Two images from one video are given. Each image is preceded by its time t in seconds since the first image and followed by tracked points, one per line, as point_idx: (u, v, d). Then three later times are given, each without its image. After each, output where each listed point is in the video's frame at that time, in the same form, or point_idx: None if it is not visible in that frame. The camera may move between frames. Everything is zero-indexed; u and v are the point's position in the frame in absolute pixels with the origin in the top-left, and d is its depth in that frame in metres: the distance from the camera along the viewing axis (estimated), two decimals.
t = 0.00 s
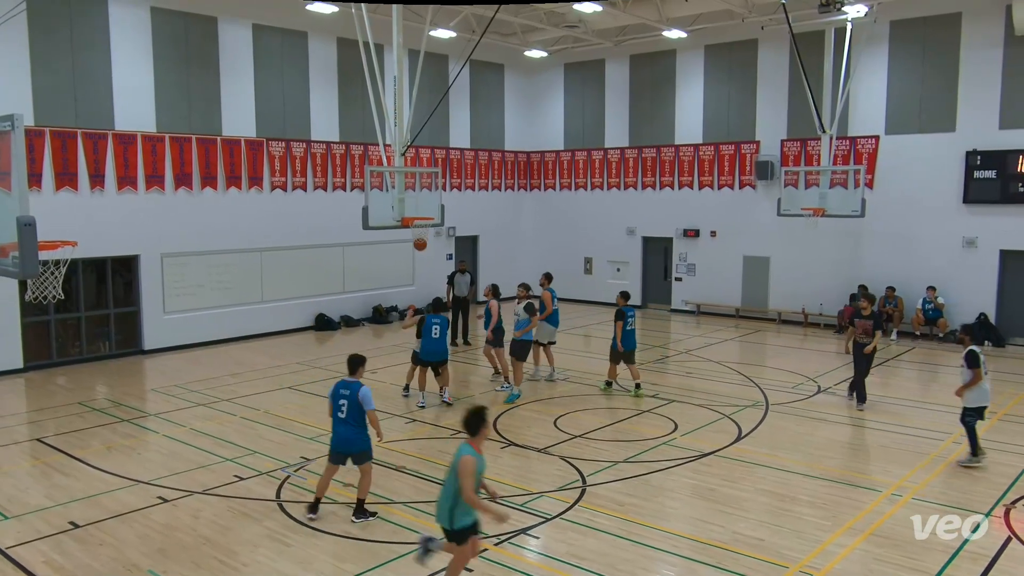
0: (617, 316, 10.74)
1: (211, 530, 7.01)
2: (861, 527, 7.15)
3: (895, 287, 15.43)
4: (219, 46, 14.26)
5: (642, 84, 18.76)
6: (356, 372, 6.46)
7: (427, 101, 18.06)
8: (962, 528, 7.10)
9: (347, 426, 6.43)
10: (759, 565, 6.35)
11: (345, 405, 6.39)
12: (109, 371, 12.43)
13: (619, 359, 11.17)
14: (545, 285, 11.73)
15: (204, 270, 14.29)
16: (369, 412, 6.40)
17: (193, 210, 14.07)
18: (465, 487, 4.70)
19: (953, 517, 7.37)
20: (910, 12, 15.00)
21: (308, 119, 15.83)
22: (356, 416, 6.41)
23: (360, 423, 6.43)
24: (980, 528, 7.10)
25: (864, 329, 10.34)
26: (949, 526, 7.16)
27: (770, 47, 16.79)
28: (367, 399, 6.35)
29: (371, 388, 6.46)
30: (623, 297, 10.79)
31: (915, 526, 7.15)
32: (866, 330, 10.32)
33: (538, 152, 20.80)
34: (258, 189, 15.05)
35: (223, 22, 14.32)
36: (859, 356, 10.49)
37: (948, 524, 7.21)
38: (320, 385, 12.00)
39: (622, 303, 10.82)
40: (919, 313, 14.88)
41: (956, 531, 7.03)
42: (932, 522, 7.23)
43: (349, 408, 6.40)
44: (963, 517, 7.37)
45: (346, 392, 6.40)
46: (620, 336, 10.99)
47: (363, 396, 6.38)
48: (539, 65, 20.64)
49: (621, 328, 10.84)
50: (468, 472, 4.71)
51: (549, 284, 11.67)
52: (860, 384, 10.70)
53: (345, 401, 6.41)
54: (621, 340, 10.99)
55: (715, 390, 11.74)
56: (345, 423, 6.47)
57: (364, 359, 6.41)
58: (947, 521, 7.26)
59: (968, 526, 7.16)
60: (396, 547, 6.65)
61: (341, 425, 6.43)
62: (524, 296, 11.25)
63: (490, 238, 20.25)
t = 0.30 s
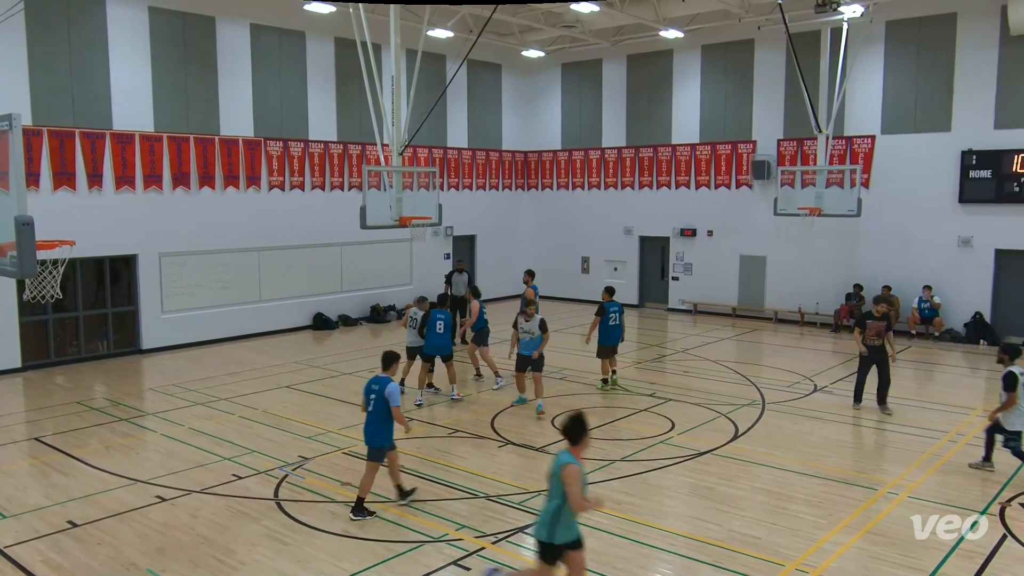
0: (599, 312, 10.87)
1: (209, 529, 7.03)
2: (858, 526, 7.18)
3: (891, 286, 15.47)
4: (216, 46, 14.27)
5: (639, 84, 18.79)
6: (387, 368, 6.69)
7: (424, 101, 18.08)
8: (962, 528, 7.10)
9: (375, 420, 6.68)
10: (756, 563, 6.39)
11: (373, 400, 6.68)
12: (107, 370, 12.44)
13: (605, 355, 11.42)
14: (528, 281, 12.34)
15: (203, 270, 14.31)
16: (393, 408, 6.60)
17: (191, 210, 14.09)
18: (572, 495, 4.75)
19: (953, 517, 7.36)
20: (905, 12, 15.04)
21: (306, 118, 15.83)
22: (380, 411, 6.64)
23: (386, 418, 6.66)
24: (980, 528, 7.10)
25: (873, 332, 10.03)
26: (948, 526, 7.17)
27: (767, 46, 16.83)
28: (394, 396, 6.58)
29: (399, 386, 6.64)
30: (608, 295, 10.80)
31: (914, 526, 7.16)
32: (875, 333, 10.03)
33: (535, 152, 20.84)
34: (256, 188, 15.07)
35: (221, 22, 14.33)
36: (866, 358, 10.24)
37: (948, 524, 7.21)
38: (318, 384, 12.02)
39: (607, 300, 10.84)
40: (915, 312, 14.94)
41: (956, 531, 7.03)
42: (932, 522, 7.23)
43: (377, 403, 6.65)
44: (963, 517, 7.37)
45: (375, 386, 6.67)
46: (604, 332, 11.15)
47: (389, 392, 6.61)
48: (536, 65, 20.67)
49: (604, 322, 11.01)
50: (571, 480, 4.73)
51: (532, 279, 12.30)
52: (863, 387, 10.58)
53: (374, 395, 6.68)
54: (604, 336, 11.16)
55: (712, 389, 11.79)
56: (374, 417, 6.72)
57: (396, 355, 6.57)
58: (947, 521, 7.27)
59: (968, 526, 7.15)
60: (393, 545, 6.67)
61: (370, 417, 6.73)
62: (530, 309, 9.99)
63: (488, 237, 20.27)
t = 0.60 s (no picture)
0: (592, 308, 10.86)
1: (208, 528, 7.04)
2: (855, 525, 7.20)
3: (888, 286, 15.50)
4: (214, 46, 14.28)
5: (637, 84, 18.81)
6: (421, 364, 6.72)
7: (423, 101, 18.08)
8: (962, 527, 7.10)
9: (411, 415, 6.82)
10: (753, 562, 6.41)
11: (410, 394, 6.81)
12: (106, 370, 12.46)
13: (598, 354, 11.43)
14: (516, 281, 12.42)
15: (201, 269, 14.33)
16: (428, 403, 6.70)
17: (189, 209, 14.09)
18: (682, 506, 4.25)
19: (954, 517, 7.36)
20: (902, 12, 15.07)
21: (304, 118, 15.84)
22: (416, 406, 6.77)
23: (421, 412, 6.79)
24: (980, 528, 7.10)
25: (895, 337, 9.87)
26: (948, 525, 7.17)
27: (765, 46, 16.85)
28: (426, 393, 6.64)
29: (432, 381, 6.70)
30: (602, 293, 10.81)
31: (914, 526, 7.16)
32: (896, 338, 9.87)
33: (534, 152, 20.87)
34: (254, 188, 15.07)
35: (219, 22, 14.34)
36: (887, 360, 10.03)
37: (948, 524, 7.21)
38: (316, 383, 12.03)
39: (601, 298, 10.85)
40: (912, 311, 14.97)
41: (956, 531, 7.03)
42: (932, 522, 7.23)
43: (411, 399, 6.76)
44: (963, 517, 7.38)
45: (410, 382, 6.79)
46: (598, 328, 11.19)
47: (423, 388, 6.70)
48: (535, 65, 20.70)
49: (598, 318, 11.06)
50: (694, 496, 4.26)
51: (521, 281, 12.34)
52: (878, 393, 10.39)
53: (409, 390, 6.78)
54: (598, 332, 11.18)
55: (709, 388, 11.81)
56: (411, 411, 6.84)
57: (426, 353, 6.57)
58: (947, 521, 7.27)
59: (968, 526, 7.16)
60: (392, 544, 6.69)
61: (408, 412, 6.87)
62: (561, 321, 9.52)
63: (486, 237, 20.29)
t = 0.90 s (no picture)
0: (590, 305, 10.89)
1: (208, 528, 7.05)
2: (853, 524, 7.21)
3: (887, 285, 15.53)
4: (214, 46, 14.28)
5: (636, 84, 18.82)
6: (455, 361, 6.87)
7: (422, 101, 18.09)
8: (962, 527, 7.09)
9: (447, 410, 6.96)
10: (752, 561, 6.43)
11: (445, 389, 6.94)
12: (105, 370, 12.46)
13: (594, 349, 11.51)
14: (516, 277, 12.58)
15: (201, 268, 14.34)
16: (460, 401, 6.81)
17: (188, 209, 14.10)
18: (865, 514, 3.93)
19: (954, 517, 7.36)
20: (902, 12, 15.07)
21: (304, 118, 15.85)
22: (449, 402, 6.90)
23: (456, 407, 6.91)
24: (980, 528, 7.09)
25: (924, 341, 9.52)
26: (948, 525, 7.16)
27: (763, 46, 16.86)
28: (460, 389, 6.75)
29: (464, 380, 6.78)
30: (597, 289, 10.76)
31: (914, 526, 7.16)
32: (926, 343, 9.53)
33: (533, 151, 20.88)
34: (254, 188, 15.08)
35: (219, 21, 14.34)
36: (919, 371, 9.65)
37: (948, 524, 7.20)
38: (315, 383, 12.04)
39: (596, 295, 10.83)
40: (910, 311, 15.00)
41: (956, 531, 7.02)
42: (932, 522, 7.23)
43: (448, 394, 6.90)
44: (961, 516, 7.39)
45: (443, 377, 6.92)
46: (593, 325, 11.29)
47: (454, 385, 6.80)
48: (534, 65, 20.72)
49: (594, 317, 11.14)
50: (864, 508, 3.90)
51: (520, 275, 12.46)
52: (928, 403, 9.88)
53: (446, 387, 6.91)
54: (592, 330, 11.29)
55: (709, 388, 11.82)
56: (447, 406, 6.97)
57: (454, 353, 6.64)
58: (947, 521, 7.26)
59: (968, 526, 7.15)
60: (391, 543, 6.70)
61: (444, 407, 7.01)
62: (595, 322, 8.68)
63: (485, 237, 20.30)
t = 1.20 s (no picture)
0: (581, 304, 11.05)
1: (206, 527, 7.06)
2: (850, 523, 7.24)
3: (884, 285, 15.57)
4: (213, 46, 14.30)
5: (634, 84, 18.84)
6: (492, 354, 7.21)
7: (420, 102, 18.10)
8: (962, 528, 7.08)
9: (487, 403, 7.24)
10: (749, 559, 6.46)
11: (484, 382, 7.24)
12: (104, 369, 12.47)
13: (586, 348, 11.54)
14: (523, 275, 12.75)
15: (200, 268, 14.35)
16: (501, 392, 7.13)
17: (187, 209, 14.11)
18: None
19: (954, 517, 7.35)
20: (899, 12, 15.10)
21: (302, 118, 15.87)
22: (490, 394, 7.20)
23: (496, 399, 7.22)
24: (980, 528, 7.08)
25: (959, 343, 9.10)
26: (949, 526, 7.16)
27: (761, 46, 16.89)
28: (501, 379, 7.09)
29: (505, 371, 7.14)
30: (585, 291, 10.91)
31: (914, 526, 7.16)
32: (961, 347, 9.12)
33: (531, 151, 20.90)
34: (252, 187, 15.09)
35: (217, 21, 14.35)
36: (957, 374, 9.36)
37: (949, 524, 7.19)
38: (314, 382, 12.05)
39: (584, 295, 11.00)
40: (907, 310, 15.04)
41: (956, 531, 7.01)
42: (933, 522, 7.23)
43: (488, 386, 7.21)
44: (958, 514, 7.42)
45: (484, 371, 7.23)
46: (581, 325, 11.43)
47: (496, 377, 7.14)
48: (532, 65, 20.74)
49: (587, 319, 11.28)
50: None
51: (527, 273, 12.60)
52: (949, 404, 9.71)
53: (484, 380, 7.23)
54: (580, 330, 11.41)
55: (706, 387, 11.85)
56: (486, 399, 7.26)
57: (498, 344, 7.02)
58: (948, 521, 7.25)
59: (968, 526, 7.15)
60: (390, 542, 6.72)
61: (482, 400, 7.29)
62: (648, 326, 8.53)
63: (483, 237, 20.32)
